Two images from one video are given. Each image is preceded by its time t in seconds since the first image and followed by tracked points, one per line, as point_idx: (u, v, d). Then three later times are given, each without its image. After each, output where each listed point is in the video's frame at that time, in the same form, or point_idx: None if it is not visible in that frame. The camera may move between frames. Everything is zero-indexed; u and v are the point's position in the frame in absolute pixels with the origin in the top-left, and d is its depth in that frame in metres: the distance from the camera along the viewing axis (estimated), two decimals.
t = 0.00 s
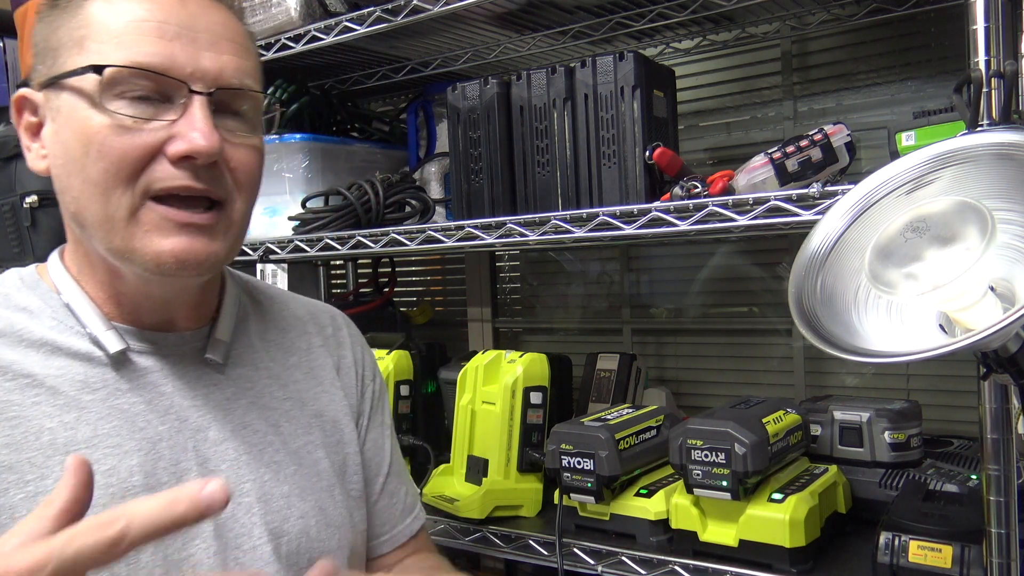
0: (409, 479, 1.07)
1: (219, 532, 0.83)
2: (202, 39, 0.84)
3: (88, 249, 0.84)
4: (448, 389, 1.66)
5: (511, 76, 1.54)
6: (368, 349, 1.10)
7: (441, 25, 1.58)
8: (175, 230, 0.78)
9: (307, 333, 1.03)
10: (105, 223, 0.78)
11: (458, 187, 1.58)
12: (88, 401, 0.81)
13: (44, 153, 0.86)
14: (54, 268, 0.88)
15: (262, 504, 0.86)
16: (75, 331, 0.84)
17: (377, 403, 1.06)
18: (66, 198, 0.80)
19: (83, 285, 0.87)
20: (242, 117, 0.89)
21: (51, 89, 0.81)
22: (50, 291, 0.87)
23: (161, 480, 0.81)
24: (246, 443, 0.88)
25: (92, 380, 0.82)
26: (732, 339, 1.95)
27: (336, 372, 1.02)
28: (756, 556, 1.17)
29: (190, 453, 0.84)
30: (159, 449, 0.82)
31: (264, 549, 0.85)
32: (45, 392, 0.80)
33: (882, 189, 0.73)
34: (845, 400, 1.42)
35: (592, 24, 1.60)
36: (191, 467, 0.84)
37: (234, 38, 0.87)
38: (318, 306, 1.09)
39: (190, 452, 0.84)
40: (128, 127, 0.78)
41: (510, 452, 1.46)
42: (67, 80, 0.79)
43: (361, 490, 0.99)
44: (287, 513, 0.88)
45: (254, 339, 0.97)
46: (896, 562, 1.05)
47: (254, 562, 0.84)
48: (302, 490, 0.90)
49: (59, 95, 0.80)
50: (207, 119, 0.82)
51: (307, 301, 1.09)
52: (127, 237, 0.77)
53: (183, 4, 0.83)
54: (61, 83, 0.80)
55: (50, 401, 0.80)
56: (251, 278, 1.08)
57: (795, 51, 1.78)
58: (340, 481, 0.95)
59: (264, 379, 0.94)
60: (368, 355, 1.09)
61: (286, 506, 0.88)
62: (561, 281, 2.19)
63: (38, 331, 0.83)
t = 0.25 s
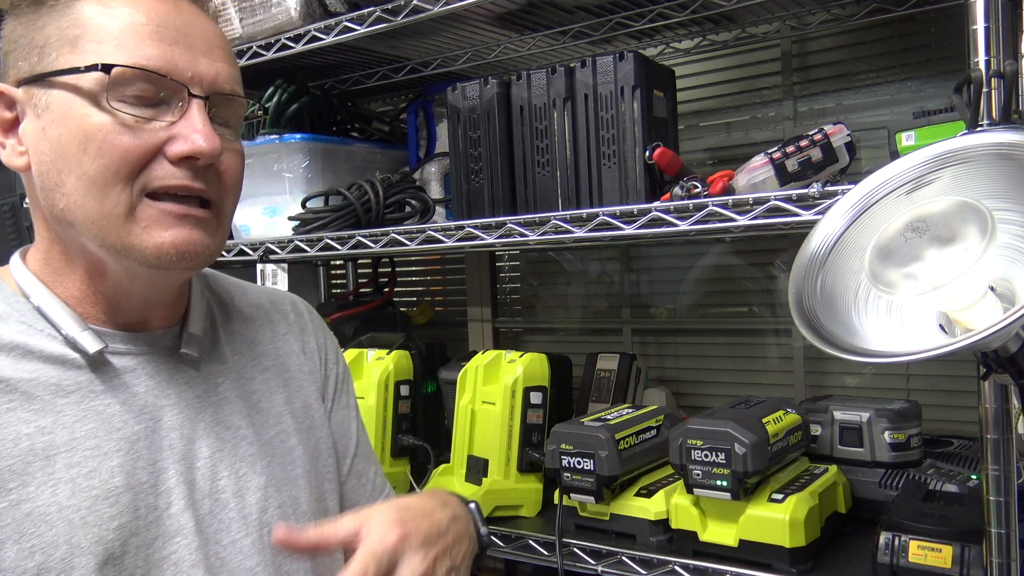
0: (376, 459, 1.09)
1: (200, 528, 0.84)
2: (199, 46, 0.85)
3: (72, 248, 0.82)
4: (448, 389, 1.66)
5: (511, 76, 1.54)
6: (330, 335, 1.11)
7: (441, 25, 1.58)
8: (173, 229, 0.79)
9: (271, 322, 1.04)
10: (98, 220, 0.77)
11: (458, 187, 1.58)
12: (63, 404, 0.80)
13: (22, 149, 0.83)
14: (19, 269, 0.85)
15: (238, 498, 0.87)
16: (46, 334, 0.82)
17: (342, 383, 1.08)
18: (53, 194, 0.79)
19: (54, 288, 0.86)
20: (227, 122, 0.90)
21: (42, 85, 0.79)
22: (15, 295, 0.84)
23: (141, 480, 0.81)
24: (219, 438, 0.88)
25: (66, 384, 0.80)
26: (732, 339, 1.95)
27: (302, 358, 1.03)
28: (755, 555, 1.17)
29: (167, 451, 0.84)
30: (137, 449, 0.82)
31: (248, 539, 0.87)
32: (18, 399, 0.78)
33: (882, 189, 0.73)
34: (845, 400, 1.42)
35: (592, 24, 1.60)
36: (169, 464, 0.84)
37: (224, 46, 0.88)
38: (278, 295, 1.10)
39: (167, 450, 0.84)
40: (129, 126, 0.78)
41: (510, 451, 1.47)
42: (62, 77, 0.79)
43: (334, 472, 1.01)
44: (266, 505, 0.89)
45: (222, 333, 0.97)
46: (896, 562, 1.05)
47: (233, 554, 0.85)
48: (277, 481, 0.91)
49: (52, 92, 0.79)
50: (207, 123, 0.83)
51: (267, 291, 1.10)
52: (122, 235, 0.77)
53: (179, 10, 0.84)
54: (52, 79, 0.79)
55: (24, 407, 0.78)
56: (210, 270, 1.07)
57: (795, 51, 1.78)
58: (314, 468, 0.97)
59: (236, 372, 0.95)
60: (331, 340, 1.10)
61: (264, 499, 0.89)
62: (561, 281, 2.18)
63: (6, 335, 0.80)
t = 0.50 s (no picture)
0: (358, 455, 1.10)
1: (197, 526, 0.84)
2: (206, 48, 0.85)
3: (67, 247, 0.81)
4: (447, 389, 1.66)
5: (511, 76, 1.54)
6: (311, 328, 1.11)
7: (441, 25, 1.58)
8: (177, 229, 0.79)
9: (253, 319, 1.03)
10: (102, 217, 0.77)
11: (458, 187, 1.58)
12: (56, 406, 0.78)
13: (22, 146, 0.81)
14: (5, 269, 0.83)
15: (230, 496, 0.88)
16: (37, 335, 0.80)
17: (325, 377, 1.08)
18: (55, 189, 0.78)
19: (46, 290, 0.84)
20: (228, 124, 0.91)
21: (48, 80, 0.79)
22: (3, 295, 0.82)
23: (137, 480, 0.81)
24: (208, 437, 0.89)
25: (58, 385, 0.79)
26: (732, 339, 1.95)
27: (285, 353, 1.03)
28: (755, 555, 1.17)
29: (160, 450, 0.84)
30: (132, 449, 0.81)
31: (245, 534, 0.87)
32: (12, 400, 0.76)
33: (882, 189, 0.73)
34: (846, 400, 1.42)
35: (592, 24, 1.60)
36: (162, 463, 0.84)
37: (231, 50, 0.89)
38: (258, 290, 1.09)
39: (161, 450, 0.84)
40: (138, 124, 0.78)
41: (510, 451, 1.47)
42: (70, 73, 0.78)
43: (320, 466, 1.01)
44: (257, 501, 0.89)
45: (207, 331, 0.97)
46: (896, 562, 1.05)
47: (228, 551, 0.86)
48: (265, 478, 0.91)
49: (59, 88, 0.78)
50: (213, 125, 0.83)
51: (246, 286, 1.09)
52: (126, 233, 0.77)
53: (187, 12, 0.84)
54: (60, 74, 0.78)
55: (18, 408, 0.76)
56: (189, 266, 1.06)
57: (795, 51, 1.78)
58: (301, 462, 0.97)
59: (222, 370, 0.95)
60: (311, 334, 1.10)
61: (255, 495, 0.90)
62: (561, 281, 2.18)
63: None
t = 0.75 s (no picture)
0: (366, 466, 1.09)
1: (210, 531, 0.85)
2: (193, 48, 0.83)
3: (67, 253, 0.82)
4: (447, 389, 1.66)
5: (511, 76, 1.54)
6: (326, 341, 1.10)
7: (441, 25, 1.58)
8: (165, 235, 0.78)
9: (267, 326, 1.03)
10: (91, 225, 0.77)
11: (458, 187, 1.58)
12: (68, 408, 0.79)
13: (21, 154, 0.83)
14: (20, 269, 0.84)
15: (240, 502, 0.88)
16: (49, 336, 0.81)
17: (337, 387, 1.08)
18: (49, 199, 0.78)
19: (56, 290, 0.84)
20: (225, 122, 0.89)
21: (37, 89, 0.79)
22: (18, 296, 0.83)
23: (147, 483, 0.81)
24: (222, 442, 0.89)
25: (70, 388, 0.80)
26: (732, 339, 1.95)
27: (300, 361, 1.03)
28: (755, 555, 1.17)
29: (172, 455, 0.84)
30: (143, 452, 0.82)
31: (257, 541, 0.88)
32: (24, 401, 0.77)
33: (882, 189, 0.73)
34: (846, 400, 1.42)
35: (592, 24, 1.60)
36: (174, 468, 0.84)
37: (222, 47, 0.87)
38: (274, 298, 1.09)
39: (172, 454, 0.84)
40: (120, 131, 0.77)
41: (510, 452, 1.47)
42: (54, 82, 0.78)
43: (331, 477, 1.01)
44: (267, 508, 0.89)
45: (219, 337, 0.97)
46: (896, 562, 1.05)
47: (238, 557, 0.86)
48: (277, 485, 0.91)
49: (45, 97, 0.78)
50: (198, 127, 0.81)
51: (263, 294, 1.09)
52: (115, 239, 0.77)
53: (173, 11, 0.82)
54: (46, 84, 0.79)
55: (31, 410, 0.77)
56: (208, 273, 1.06)
57: (795, 51, 1.78)
58: (313, 471, 0.97)
59: (234, 377, 0.94)
60: (326, 347, 1.09)
61: (266, 502, 0.90)
62: (561, 281, 2.18)
63: (10, 338, 0.79)
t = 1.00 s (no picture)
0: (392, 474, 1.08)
1: (228, 534, 0.84)
2: (212, 54, 0.82)
3: (90, 254, 0.83)
4: (447, 389, 1.66)
5: (511, 76, 1.54)
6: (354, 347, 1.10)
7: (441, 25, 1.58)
8: (181, 244, 0.78)
9: (293, 330, 1.03)
10: (109, 232, 0.77)
11: (458, 187, 1.58)
12: (88, 406, 0.79)
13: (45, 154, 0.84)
14: (46, 267, 0.85)
15: (260, 505, 0.87)
16: (72, 334, 0.82)
17: (362, 393, 1.07)
18: (69, 203, 0.79)
19: (80, 288, 0.85)
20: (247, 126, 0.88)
21: (58, 93, 0.79)
22: (43, 294, 0.84)
23: (164, 483, 0.81)
24: (243, 446, 0.89)
25: (91, 385, 0.80)
26: (731, 339, 1.95)
27: (324, 367, 1.02)
28: (755, 555, 1.17)
29: (191, 456, 0.84)
30: (160, 452, 0.82)
31: (275, 545, 0.87)
32: (45, 396, 0.78)
33: (882, 189, 0.73)
34: (846, 400, 1.42)
35: (592, 24, 1.60)
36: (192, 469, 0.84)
37: (242, 51, 0.86)
38: (303, 302, 1.08)
39: (190, 455, 0.84)
40: (138, 140, 0.77)
41: (510, 452, 1.47)
42: (74, 87, 0.78)
43: (355, 486, 1.00)
44: (286, 513, 0.89)
45: (243, 340, 0.97)
46: (896, 562, 1.05)
47: (256, 561, 0.86)
48: (297, 489, 0.91)
49: (66, 101, 0.79)
50: (216, 136, 0.81)
51: (290, 297, 1.09)
52: (132, 247, 0.77)
53: (193, 16, 0.81)
54: (67, 87, 0.79)
55: (51, 406, 0.78)
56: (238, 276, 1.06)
57: (795, 51, 1.78)
58: (335, 477, 0.96)
59: (256, 381, 0.94)
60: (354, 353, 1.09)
61: (285, 507, 0.89)
62: (561, 281, 2.19)
63: (34, 334, 0.80)
